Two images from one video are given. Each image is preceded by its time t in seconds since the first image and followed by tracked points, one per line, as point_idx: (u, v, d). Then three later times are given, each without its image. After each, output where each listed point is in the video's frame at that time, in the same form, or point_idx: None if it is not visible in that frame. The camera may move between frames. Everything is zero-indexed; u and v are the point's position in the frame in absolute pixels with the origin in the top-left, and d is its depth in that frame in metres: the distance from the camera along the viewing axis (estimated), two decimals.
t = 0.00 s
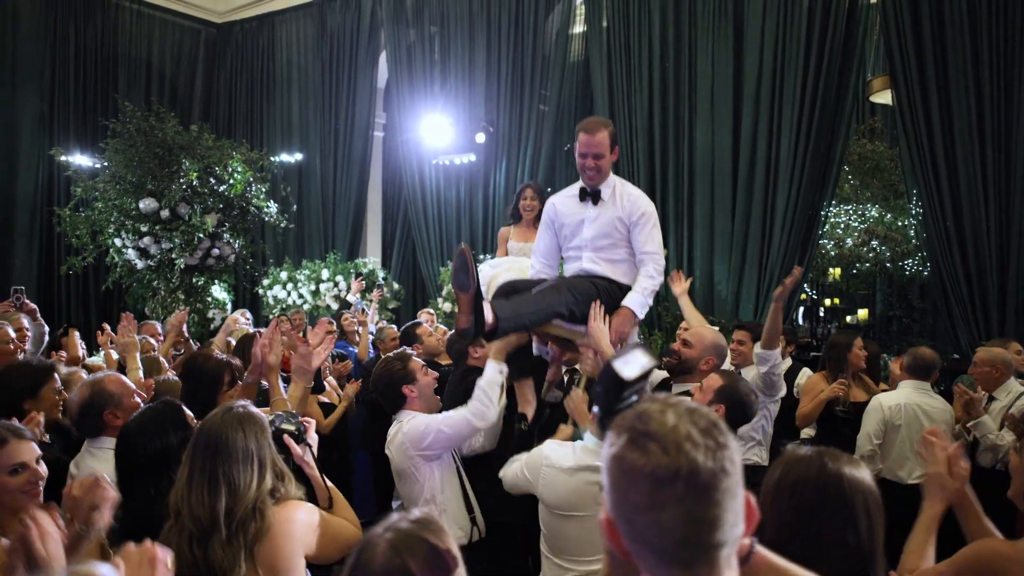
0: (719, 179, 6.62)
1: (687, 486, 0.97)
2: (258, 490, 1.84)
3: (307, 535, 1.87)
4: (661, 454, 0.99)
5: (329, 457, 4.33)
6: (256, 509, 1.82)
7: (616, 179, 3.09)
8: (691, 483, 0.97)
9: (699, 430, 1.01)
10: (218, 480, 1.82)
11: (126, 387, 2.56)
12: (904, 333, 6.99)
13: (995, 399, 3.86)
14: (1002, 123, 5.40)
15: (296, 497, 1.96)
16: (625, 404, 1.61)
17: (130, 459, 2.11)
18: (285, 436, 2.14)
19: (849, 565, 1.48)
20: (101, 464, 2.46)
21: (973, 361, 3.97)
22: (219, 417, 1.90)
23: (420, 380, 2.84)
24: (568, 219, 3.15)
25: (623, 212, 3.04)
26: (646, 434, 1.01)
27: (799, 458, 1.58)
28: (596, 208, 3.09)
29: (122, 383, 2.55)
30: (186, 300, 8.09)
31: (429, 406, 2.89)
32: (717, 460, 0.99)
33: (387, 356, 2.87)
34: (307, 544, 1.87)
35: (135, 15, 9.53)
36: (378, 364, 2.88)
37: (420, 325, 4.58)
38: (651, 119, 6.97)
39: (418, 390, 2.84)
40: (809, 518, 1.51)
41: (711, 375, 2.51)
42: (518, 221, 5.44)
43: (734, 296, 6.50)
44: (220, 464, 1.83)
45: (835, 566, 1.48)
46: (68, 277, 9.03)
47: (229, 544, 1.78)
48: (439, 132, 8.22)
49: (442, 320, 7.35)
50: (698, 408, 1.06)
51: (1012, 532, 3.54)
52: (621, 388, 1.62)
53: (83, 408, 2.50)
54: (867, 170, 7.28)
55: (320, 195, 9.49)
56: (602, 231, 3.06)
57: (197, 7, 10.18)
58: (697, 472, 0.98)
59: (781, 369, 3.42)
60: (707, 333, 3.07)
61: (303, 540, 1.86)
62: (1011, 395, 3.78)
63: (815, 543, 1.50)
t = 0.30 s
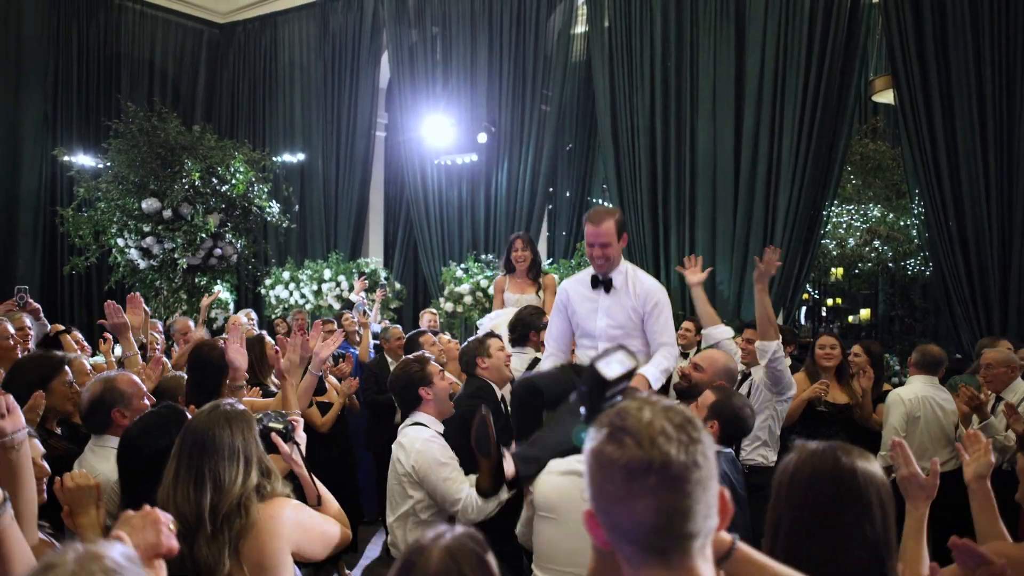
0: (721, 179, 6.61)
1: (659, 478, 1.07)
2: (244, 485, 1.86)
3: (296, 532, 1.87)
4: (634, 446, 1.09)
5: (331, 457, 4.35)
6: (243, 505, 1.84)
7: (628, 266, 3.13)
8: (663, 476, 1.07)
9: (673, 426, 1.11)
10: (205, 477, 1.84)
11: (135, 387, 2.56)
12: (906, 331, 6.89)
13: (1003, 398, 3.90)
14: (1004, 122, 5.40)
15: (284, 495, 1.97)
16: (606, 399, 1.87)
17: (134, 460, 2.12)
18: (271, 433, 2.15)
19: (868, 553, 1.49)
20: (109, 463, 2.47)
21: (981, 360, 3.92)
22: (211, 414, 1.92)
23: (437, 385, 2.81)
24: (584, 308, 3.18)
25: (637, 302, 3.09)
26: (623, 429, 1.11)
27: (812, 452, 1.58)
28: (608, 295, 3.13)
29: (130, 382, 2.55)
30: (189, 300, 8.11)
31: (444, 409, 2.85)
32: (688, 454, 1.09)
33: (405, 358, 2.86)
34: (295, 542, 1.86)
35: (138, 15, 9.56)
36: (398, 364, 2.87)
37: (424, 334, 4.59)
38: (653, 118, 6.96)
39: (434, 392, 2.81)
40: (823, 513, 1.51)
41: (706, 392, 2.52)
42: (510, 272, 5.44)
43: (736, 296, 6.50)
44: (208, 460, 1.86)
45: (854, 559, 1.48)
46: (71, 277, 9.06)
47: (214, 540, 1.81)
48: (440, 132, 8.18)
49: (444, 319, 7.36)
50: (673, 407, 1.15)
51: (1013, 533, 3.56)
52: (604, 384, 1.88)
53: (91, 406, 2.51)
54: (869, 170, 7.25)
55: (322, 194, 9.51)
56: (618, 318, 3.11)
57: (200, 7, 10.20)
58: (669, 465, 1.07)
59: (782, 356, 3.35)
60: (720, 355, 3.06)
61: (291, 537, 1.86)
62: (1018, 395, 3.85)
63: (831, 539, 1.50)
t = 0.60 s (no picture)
0: (722, 179, 6.61)
1: (648, 476, 1.08)
2: (239, 485, 1.85)
3: (290, 536, 1.87)
4: (623, 445, 1.10)
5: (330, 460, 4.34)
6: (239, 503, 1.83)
7: (621, 313, 3.10)
8: (651, 474, 1.08)
9: (662, 426, 1.12)
10: (202, 475, 1.84)
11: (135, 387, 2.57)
12: (907, 331, 6.93)
13: (1000, 398, 3.88)
14: (1006, 120, 5.39)
15: (280, 495, 1.97)
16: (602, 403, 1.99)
17: (127, 460, 2.13)
18: (269, 433, 2.15)
19: (852, 564, 1.48)
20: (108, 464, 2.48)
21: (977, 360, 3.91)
22: (210, 413, 1.93)
23: (454, 408, 2.82)
24: (580, 357, 3.13)
25: (631, 347, 3.06)
26: (614, 429, 1.12)
27: (799, 461, 1.58)
28: (603, 344, 3.08)
29: (130, 383, 2.56)
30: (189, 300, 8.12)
31: (460, 435, 2.86)
32: (677, 454, 1.09)
33: (424, 380, 2.87)
34: (289, 543, 1.86)
35: (140, 15, 9.59)
36: (417, 386, 2.87)
37: (423, 329, 4.59)
38: (654, 118, 6.96)
39: (451, 416, 2.82)
40: (807, 523, 1.51)
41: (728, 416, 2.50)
42: (519, 258, 5.55)
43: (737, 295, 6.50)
44: (205, 458, 1.85)
45: (837, 568, 1.48)
46: (72, 277, 9.07)
47: (210, 540, 1.80)
48: (441, 132, 8.18)
49: (444, 319, 7.36)
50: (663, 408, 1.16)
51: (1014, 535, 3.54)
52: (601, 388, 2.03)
53: (91, 406, 2.51)
54: (870, 170, 7.25)
55: (323, 194, 9.51)
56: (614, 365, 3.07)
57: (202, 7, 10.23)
58: (657, 463, 1.08)
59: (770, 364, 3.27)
60: (717, 381, 3.00)
61: (285, 541, 1.86)
62: (1015, 394, 3.81)
63: (815, 549, 1.49)
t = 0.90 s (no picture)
0: (723, 179, 6.61)
1: (638, 475, 1.07)
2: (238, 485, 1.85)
3: (285, 533, 1.86)
4: (615, 444, 1.10)
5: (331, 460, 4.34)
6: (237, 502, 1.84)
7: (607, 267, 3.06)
8: (641, 473, 1.07)
9: (653, 425, 1.12)
10: (202, 473, 1.84)
11: (134, 389, 2.58)
12: (908, 331, 6.91)
13: (997, 398, 3.87)
14: (1007, 120, 5.37)
15: (280, 495, 1.96)
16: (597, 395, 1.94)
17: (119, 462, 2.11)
18: (267, 434, 2.15)
19: (861, 549, 1.48)
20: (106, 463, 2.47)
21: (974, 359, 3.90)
22: (208, 414, 1.93)
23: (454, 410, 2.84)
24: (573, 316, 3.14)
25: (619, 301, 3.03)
26: (607, 429, 1.12)
27: (804, 451, 1.58)
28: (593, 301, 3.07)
29: (131, 384, 2.58)
30: (190, 300, 8.12)
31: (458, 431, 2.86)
32: (667, 453, 1.09)
33: (414, 384, 2.79)
34: (287, 543, 1.86)
35: (141, 16, 9.60)
36: (413, 387, 2.80)
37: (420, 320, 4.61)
38: (655, 118, 6.96)
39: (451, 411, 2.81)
40: (815, 514, 1.51)
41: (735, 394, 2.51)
42: (519, 205, 5.69)
43: (738, 295, 6.50)
44: (204, 457, 1.86)
45: (848, 553, 1.48)
46: (73, 277, 9.07)
47: (207, 538, 1.80)
48: (441, 132, 8.18)
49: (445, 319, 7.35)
50: (655, 406, 1.17)
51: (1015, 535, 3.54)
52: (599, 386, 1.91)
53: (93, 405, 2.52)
54: (871, 169, 7.24)
55: (324, 194, 9.51)
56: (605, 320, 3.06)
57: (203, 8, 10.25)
58: (647, 462, 1.08)
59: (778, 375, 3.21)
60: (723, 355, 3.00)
61: (281, 536, 1.85)
62: (1013, 394, 3.81)
63: (825, 538, 1.49)
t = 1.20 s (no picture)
0: (723, 179, 6.61)
1: (632, 475, 1.07)
2: (240, 484, 1.86)
3: (284, 530, 1.87)
4: (607, 444, 1.10)
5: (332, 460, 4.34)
6: (235, 503, 1.83)
7: (605, 185, 3.08)
8: (634, 472, 1.07)
9: (646, 424, 1.12)
10: (200, 475, 1.85)
11: (143, 391, 2.58)
12: (909, 332, 6.93)
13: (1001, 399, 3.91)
14: (1007, 120, 5.36)
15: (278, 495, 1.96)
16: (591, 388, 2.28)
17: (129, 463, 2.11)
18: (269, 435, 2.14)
19: (876, 544, 1.48)
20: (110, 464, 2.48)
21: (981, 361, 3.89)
22: (207, 414, 1.93)
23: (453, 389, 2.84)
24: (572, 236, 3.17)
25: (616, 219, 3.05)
26: (600, 428, 1.12)
27: (813, 449, 1.58)
28: (591, 218, 3.11)
29: (141, 387, 2.58)
30: (191, 301, 8.14)
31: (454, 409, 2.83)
32: (660, 452, 1.09)
33: (412, 361, 2.76)
34: (286, 540, 1.87)
35: (142, 17, 9.62)
36: (413, 366, 2.77)
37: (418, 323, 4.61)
38: (656, 119, 6.97)
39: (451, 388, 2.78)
40: (829, 511, 1.51)
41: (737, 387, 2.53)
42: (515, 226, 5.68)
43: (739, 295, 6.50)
44: (201, 458, 1.86)
45: (864, 551, 1.48)
46: (75, 277, 9.08)
47: (209, 534, 1.80)
48: (442, 133, 8.20)
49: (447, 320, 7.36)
50: (649, 405, 1.17)
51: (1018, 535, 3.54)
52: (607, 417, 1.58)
53: (97, 403, 2.52)
54: (872, 170, 7.23)
55: (325, 195, 9.51)
56: (602, 238, 3.08)
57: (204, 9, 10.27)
58: (641, 462, 1.08)
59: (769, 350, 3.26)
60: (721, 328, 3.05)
61: (281, 532, 1.86)
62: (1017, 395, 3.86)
63: (841, 536, 1.49)
